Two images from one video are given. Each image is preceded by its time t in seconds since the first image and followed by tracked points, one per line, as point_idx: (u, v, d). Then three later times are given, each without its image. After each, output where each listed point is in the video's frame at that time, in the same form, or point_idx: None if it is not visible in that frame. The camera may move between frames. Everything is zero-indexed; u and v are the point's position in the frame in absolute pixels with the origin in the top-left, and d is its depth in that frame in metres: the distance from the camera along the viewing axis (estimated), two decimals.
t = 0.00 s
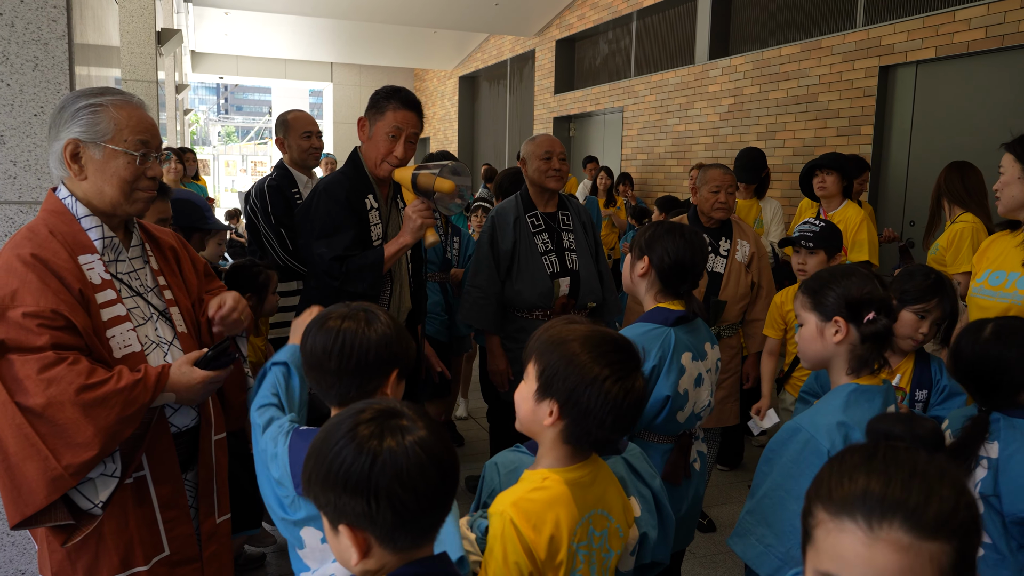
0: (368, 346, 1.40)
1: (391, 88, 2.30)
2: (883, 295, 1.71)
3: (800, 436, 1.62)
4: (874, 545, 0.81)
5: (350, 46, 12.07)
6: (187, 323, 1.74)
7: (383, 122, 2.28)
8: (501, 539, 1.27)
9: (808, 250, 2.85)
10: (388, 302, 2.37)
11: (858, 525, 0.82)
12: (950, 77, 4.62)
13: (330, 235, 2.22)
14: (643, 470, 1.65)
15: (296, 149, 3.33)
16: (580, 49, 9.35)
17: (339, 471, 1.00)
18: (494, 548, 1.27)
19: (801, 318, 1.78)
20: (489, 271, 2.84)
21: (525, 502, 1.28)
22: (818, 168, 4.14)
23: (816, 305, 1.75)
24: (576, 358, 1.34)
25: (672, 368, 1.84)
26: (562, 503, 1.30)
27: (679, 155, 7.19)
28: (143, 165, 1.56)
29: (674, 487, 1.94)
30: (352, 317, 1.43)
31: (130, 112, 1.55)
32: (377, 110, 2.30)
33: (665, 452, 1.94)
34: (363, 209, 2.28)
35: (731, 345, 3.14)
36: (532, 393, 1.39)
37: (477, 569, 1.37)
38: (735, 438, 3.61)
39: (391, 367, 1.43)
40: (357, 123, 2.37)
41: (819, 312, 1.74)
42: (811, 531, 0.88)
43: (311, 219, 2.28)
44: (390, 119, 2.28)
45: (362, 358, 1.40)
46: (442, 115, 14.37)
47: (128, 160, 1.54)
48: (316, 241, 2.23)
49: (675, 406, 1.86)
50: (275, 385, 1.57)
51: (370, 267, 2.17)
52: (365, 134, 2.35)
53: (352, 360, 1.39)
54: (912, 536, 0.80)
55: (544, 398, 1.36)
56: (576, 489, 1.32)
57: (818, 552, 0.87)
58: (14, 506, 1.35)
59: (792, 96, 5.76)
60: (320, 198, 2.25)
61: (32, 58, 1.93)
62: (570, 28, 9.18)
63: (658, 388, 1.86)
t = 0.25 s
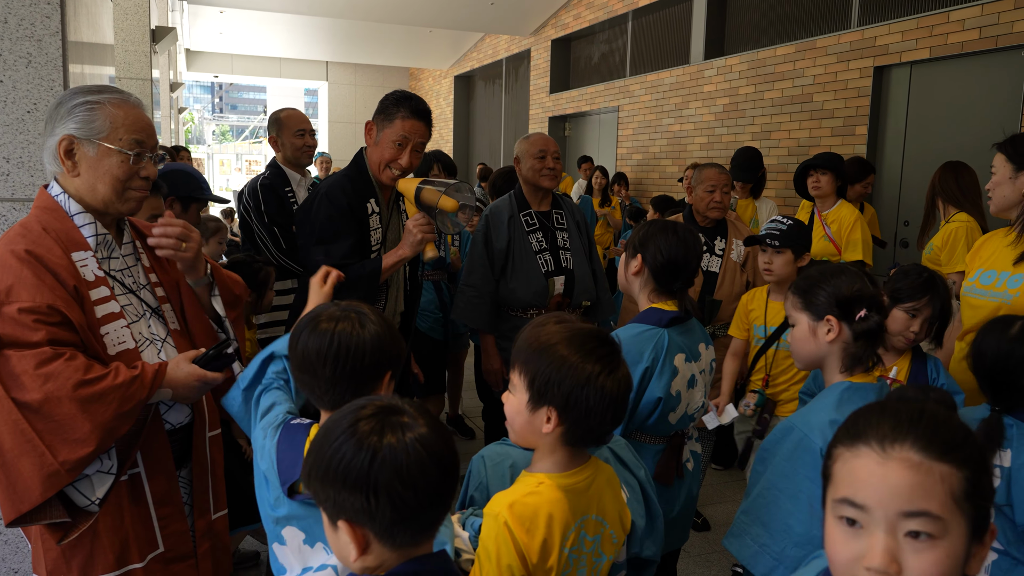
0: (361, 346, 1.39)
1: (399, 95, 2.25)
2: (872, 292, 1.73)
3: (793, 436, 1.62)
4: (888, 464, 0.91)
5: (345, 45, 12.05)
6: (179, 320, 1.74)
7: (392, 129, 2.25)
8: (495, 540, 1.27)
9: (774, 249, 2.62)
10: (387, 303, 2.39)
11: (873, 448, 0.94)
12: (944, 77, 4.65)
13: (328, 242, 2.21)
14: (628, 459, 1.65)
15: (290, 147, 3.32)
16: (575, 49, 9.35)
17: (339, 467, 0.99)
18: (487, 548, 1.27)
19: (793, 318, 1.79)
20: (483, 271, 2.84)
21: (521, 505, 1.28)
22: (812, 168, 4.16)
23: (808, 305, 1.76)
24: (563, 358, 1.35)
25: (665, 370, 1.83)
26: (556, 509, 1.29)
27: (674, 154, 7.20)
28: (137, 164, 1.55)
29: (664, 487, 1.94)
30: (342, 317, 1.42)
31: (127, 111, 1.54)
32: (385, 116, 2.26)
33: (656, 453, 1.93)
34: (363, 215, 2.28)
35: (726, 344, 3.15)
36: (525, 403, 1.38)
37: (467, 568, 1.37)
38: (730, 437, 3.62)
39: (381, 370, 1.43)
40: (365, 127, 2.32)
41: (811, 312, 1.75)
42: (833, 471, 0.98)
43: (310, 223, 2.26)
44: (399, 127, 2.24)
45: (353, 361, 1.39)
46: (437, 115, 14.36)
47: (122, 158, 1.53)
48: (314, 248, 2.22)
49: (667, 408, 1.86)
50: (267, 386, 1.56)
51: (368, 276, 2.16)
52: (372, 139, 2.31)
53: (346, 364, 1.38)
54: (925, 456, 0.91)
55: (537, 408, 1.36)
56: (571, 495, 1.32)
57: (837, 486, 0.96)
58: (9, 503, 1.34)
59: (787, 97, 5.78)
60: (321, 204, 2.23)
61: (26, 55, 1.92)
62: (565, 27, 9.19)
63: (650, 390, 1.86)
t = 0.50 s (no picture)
0: (357, 350, 1.39)
1: (399, 95, 2.26)
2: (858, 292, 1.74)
3: (787, 438, 1.63)
4: (932, 492, 0.90)
5: (336, 43, 12.01)
6: (163, 319, 1.73)
7: (387, 129, 2.25)
8: (496, 535, 1.24)
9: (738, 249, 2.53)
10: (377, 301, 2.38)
11: (914, 477, 0.92)
12: (934, 80, 4.67)
13: (320, 242, 2.21)
14: (616, 451, 1.65)
15: (278, 145, 3.30)
16: (567, 49, 9.35)
17: (331, 464, 0.98)
18: (488, 545, 1.24)
19: (780, 321, 1.77)
20: (472, 271, 2.82)
21: (520, 497, 1.27)
22: (802, 170, 4.16)
23: (795, 307, 1.74)
24: (554, 363, 1.33)
25: (650, 371, 1.83)
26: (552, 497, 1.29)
27: (665, 155, 7.21)
28: (126, 167, 1.54)
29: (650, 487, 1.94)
30: (344, 321, 1.42)
31: (121, 112, 1.53)
32: (380, 116, 2.27)
33: (642, 454, 1.93)
34: (357, 214, 2.27)
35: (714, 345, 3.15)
36: (513, 411, 1.36)
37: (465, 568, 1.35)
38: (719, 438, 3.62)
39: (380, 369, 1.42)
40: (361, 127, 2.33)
41: (798, 314, 1.74)
42: (867, 500, 0.97)
43: (302, 223, 2.26)
44: (395, 126, 2.24)
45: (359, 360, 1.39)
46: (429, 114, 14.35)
47: (111, 160, 1.51)
48: (307, 248, 2.22)
49: (652, 408, 1.86)
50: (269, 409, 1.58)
51: (361, 277, 2.15)
52: (370, 140, 2.31)
53: (350, 366, 1.38)
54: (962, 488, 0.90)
55: (528, 414, 1.34)
56: (563, 484, 1.32)
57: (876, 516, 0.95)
58: None
59: (777, 98, 5.79)
60: (315, 204, 2.23)
61: (12, 51, 1.89)
62: (557, 27, 9.19)
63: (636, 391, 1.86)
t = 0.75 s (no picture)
0: (351, 347, 1.37)
1: (379, 90, 2.25)
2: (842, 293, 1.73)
3: (778, 439, 1.63)
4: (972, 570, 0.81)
5: (321, 43, 11.96)
6: (145, 318, 1.70)
7: (372, 124, 2.23)
8: (495, 529, 1.25)
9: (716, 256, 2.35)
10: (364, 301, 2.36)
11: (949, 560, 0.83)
12: (916, 84, 4.72)
13: (307, 240, 2.19)
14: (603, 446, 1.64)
15: (264, 144, 3.28)
16: (553, 51, 9.37)
17: (321, 462, 0.97)
18: (487, 538, 1.25)
19: (766, 323, 1.77)
20: (458, 271, 2.81)
21: (520, 492, 1.27)
22: (786, 172, 4.20)
23: (779, 309, 1.74)
24: (547, 355, 1.33)
25: (630, 371, 1.85)
26: (551, 492, 1.29)
27: (650, 157, 7.24)
28: (108, 165, 1.52)
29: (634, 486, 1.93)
30: (338, 317, 1.40)
31: (102, 109, 1.50)
32: (364, 112, 2.24)
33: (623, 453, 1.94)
34: (343, 214, 2.25)
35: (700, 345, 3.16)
36: (512, 401, 1.35)
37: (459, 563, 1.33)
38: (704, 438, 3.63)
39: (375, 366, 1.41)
40: (345, 125, 2.31)
41: (783, 316, 1.74)
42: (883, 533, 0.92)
43: (289, 221, 2.23)
44: (379, 121, 2.23)
45: (355, 355, 1.38)
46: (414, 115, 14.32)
47: (93, 158, 1.49)
48: (293, 246, 2.20)
49: (631, 410, 1.87)
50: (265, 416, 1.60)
51: (348, 276, 2.14)
52: (352, 136, 2.30)
53: (345, 360, 1.37)
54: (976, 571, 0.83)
55: (526, 406, 1.33)
56: (564, 480, 1.32)
57: None
58: None
59: (762, 101, 5.83)
60: (302, 202, 2.21)
61: None
62: (543, 29, 9.20)
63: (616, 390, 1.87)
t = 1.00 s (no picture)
0: (347, 342, 1.38)
1: (349, 74, 2.30)
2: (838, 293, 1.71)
3: (771, 435, 1.64)
4: None
5: (321, 41, 11.95)
6: (143, 316, 1.70)
7: (351, 105, 2.26)
8: (518, 537, 1.23)
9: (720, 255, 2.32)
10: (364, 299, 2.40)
11: None
12: (915, 85, 4.73)
13: (302, 226, 2.21)
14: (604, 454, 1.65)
15: (264, 142, 3.28)
16: (552, 50, 9.37)
17: (319, 458, 0.97)
18: (508, 546, 1.23)
19: (761, 321, 1.79)
20: (457, 269, 2.82)
21: (544, 500, 1.26)
22: (786, 172, 4.20)
23: (774, 308, 1.75)
24: (550, 348, 1.34)
25: (631, 372, 1.85)
26: (574, 501, 1.29)
27: (650, 156, 7.24)
28: (106, 160, 1.52)
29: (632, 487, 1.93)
30: (334, 312, 1.41)
31: (98, 105, 1.51)
32: (338, 96, 2.28)
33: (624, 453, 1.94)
34: (334, 202, 2.27)
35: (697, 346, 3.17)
36: (521, 400, 1.35)
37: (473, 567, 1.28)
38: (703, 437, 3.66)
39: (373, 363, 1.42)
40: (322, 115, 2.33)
41: (778, 315, 1.74)
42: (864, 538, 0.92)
43: (283, 211, 2.26)
44: (357, 101, 2.26)
45: (348, 350, 1.38)
46: (414, 114, 14.31)
47: (91, 154, 1.49)
48: (290, 233, 2.21)
49: (631, 410, 1.87)
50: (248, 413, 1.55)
51: (345, 255, 2.14)
52: (334, 124, 2.31)
53: (338, 352, 1.37)
54: None
55: (536, 402, 1.33)
56: (583, 488, 1.33)
57: None
58: None
59: (761, 101, 5.84)
60: (292, 190, 2.24)
61: None
62: (543, 28, 9.20)
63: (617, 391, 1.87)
